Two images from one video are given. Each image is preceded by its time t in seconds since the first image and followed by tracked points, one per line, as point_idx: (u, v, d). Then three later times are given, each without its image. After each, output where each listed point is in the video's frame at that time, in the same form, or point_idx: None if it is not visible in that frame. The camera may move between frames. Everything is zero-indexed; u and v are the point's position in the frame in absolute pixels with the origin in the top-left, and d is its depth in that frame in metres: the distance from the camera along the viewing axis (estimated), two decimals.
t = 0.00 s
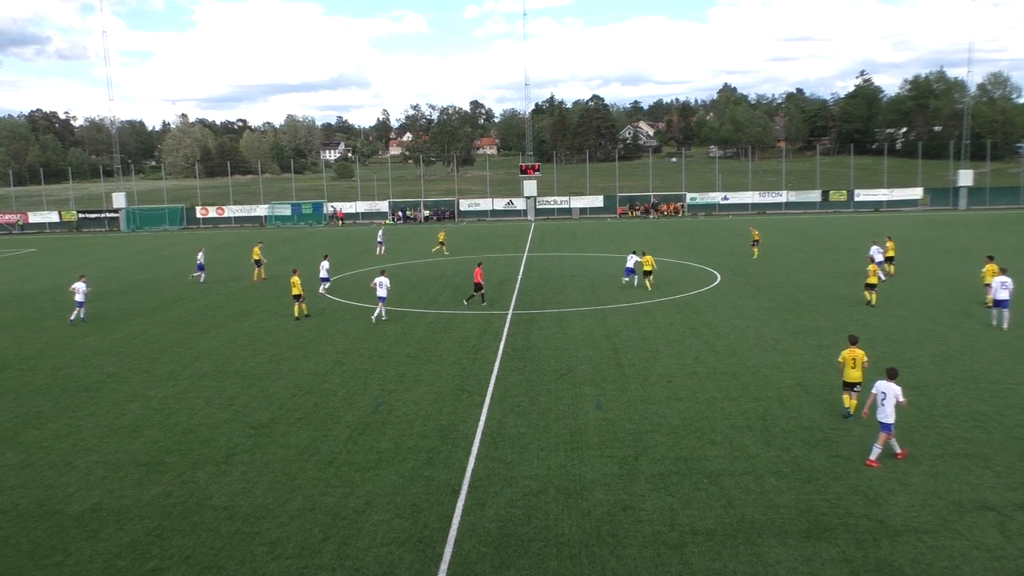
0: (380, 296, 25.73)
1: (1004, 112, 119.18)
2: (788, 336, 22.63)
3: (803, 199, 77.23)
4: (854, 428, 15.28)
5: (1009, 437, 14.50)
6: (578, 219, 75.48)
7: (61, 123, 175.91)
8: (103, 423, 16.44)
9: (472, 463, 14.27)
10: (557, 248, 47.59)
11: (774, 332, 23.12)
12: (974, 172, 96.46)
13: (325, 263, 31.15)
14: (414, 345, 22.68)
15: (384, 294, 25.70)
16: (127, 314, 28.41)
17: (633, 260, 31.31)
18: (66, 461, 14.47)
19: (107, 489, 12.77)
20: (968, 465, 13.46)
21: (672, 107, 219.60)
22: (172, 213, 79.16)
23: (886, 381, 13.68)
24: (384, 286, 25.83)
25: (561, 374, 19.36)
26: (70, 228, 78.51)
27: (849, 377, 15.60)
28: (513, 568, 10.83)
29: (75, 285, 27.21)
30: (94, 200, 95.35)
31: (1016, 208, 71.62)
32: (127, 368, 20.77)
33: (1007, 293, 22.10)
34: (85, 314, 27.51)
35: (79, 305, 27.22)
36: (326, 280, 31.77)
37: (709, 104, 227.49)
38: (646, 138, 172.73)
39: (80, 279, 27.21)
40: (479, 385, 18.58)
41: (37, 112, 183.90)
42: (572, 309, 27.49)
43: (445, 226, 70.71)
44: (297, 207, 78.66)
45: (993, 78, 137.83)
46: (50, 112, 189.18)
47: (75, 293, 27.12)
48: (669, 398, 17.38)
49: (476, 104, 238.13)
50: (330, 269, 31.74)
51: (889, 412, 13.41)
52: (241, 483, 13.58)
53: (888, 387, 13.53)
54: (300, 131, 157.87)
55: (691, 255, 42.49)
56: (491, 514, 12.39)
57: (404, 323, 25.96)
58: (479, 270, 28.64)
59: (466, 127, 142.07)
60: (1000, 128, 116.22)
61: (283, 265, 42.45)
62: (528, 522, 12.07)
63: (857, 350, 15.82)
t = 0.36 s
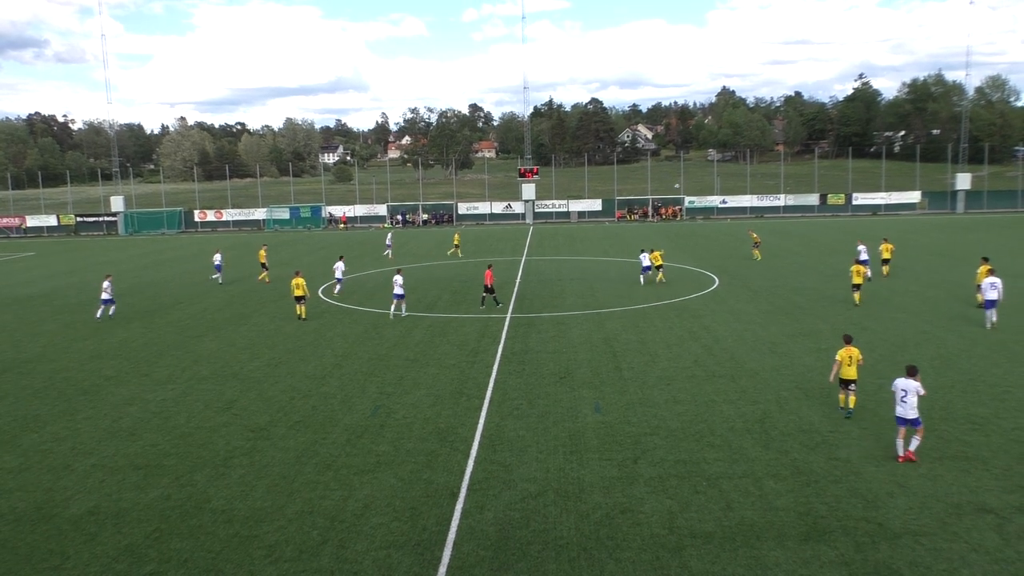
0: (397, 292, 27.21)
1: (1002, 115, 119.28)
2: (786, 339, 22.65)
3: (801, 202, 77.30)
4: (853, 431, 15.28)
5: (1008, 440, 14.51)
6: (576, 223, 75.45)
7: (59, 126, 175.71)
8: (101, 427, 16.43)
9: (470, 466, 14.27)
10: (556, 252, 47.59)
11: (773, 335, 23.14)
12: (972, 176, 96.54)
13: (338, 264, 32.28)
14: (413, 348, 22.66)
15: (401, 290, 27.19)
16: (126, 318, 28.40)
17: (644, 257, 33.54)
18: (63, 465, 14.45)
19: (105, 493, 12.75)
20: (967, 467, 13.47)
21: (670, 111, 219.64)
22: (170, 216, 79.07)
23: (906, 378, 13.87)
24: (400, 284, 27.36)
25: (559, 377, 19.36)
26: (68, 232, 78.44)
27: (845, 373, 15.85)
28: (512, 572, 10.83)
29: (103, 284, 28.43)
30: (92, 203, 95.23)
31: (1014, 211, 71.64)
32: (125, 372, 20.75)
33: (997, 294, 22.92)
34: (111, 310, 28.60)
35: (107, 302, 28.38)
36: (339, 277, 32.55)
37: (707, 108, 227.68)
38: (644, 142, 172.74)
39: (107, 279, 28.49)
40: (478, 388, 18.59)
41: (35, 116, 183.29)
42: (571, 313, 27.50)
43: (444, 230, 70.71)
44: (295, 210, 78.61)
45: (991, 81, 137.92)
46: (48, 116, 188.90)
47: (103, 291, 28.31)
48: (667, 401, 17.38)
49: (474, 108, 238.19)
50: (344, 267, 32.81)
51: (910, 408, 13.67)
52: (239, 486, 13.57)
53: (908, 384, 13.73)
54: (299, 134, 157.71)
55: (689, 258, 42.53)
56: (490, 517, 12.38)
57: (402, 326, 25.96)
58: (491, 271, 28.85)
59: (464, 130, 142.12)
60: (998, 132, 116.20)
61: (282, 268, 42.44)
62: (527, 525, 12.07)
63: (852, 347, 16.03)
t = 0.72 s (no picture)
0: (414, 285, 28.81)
1: (999, 118, 119.37)
2: (784, 340, 22.66)
3: (800, 203, 77.31)
4: (849, 433, 15.31)
5: (1004, 443, 14.54)
6: (574, 222, 75.45)
7: (57, 127, 175.30)
8: (98, 429, 16.42)
9: (468, 467, 14.29)
10: (554, 252, 47.59)
11: (770, 337, 23.16)
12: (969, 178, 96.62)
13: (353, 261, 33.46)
14: (411, 349, 22.67)
15: (418, 284, 28.75)
16: (124, 318, 28.36)
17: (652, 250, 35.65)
18: (60, 467, 14.45)
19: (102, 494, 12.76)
20: (962, 470, 13.50)
21: (667, 114, 219.53)
22: (168, 215, 78.96)
23: (924, 380, 14.02)
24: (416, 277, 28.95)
25: (557, 379, 19.37)
26: (66, 231, 78.36)
27: (843, 370, 16.44)
28: (510, 571, 10.85)
29: (127, 280, 29.39)
30: (90, 203, 95.06)
31: (1012, 212, 71.72)
32: (122, 374, 20.74)
33: (988, 293, 23.20)
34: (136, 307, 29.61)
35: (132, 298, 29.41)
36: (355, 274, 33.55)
37: (705, 109, 227.70)
38: (642, 143, 172.52)
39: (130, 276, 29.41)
40: (475, 390, 18.60)
41: (32, 116, 182.58)
42: (569, 313, 27.48)
43: (442, 229, 70.67)
44: (293, 209, 78.54)
45: (988, 84, 137.97)
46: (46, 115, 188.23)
47: (127, 287, 29.27)
48: (664, 403, 17.40)
49: (472, 108, 238.05)
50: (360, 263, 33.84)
51: (927, 409, 13.78)
52: (237, 487, 13.58)
53: (927, 385, 13.89)
54: (297, 133, 157.51)
55: (687, 258, 42.53)
56: (487, 518, 12.40)
57: (400, 327, 25.95)
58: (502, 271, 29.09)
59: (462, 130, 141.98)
60: (996, 133, 116.36)
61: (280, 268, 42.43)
62: (524, 526, 12.10)
63: (851, 344, 16.55)
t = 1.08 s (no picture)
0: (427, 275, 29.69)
1: (1000, 114, 119.09)
2: (784, 336, 22.62)
3: (800, 198, 77.16)
4: (848, 429, 15.30)
5: (1003, 439, 14.53)
6: (574, 217, 75.42)
7: (57, 122, 175.08)
8: (98, 424, 16.45)
9: (467, 462, 14.31)
10: (553, 246, 47.57)
11: (770, 332, 23.14)
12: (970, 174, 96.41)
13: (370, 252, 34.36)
14: (410, 343, 22.70)
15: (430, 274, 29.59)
16: (124, 313, 28.40)
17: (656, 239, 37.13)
18: (61, 463, 14.49)
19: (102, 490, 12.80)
20: (961, 466, 13.49)
21: (668, 106, 218.93)
22: (168, 210, 79.03)
23: (937, 370, 14.16)
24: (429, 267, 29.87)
25: (557, 373, 19.37)
26: (66, 227, 78.42)
27: (846, 359, 16.82)
28: (509, 567, 10.88)
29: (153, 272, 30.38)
30: (90, 198, 95.14)
31: (1012, 209, 71.62)
32: (122, 369, 20.76)
33: (980, 286, 23.55)
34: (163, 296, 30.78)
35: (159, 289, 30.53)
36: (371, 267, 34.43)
37: (706, 104, 227.24)
38: (643, 137, 172.08)
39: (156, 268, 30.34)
40: (475, 383, 18.61)
41: (31, 112, 181.89)
42: (568, 308, 27.45)
43: (442, 224, 70.64)
44: (293, 204, 78.54)
45: (988, 80, 137.61)
46: (46, 110, 187.94)
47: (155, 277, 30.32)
48: (664, 397, 17.40)
49: (473, 102, 237.73)
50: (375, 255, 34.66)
51: (942, 399, 13.94)
52: (237, 482, 13.61)
53: (940, 375, 14.04)
54: (298, 128, 157.36)
55: (687, 253, 42.49)
56: (486, 513, 12.42)
57: (399, 321, 25.98)
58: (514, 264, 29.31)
59: (462, 125, 141.69)
60: (996, 130, 116.13)
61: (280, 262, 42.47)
62: (523, 521, 12.11)
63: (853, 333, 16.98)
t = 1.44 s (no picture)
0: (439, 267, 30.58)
1: (1000, 107, 118.87)
2: (784, 329, 22.63)
3: (799, 193, 77.07)
4: (849, 421, 15.33)
5: (1004, 431, 14.57)
6: (573, 212, 75.34)
7: (54, 117, 174.55)
8: (100, 417, 16.48)
9: (468, 455, 14.33)
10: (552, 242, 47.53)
11: (771, 325, 23.15)
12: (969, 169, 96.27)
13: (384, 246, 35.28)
14: (410, 337, 22.70)
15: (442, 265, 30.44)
16: (124, 309, 28.38)
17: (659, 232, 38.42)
18: (62, 456, 14.51)
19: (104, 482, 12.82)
20: (962, 458, 13.54)
21: (667, 101, 218.25)
22: (167, 206, 78.91)
23: (947, 357, 14.41)
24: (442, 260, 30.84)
25: (558, 366, 19.39)
26: (65, 223, 78.23)
27: (848, 347, 17.37)
28: (510, 559, 10.92)
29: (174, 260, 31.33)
30: (87, 194, 94.91)
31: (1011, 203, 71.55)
32: (122, 362, 20.78)
33: (973, 278, 24.39)
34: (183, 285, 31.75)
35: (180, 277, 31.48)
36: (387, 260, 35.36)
37: (705, 98, 226.61)
38: (642, 132, 171.56)
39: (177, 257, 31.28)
40: (476, 377, 18.63)
41: (30, 107, 181.23)
42: (568, 302, 27.42)
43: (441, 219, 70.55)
44: (292, 200, 78.41)
45: (989, 73, 137.19)
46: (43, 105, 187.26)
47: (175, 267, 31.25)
48: (665, 390, 17.43)
49: (471, 97, 237.06)
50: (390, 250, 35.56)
51: (954, 385, 14.21)
52: (238, 475, 13.63)
53: (952, 362, 14.28)
54: (296, 122, 156.87)
55: (686, 248, 42.45)
56: (487, 506, 12.44)
57: (399, 316, 25.98)
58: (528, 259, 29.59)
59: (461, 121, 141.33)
60: (997, 123, 115.96)
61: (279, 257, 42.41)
62: (524, 514, 12.14)
63: (853, 321, 17.47)
